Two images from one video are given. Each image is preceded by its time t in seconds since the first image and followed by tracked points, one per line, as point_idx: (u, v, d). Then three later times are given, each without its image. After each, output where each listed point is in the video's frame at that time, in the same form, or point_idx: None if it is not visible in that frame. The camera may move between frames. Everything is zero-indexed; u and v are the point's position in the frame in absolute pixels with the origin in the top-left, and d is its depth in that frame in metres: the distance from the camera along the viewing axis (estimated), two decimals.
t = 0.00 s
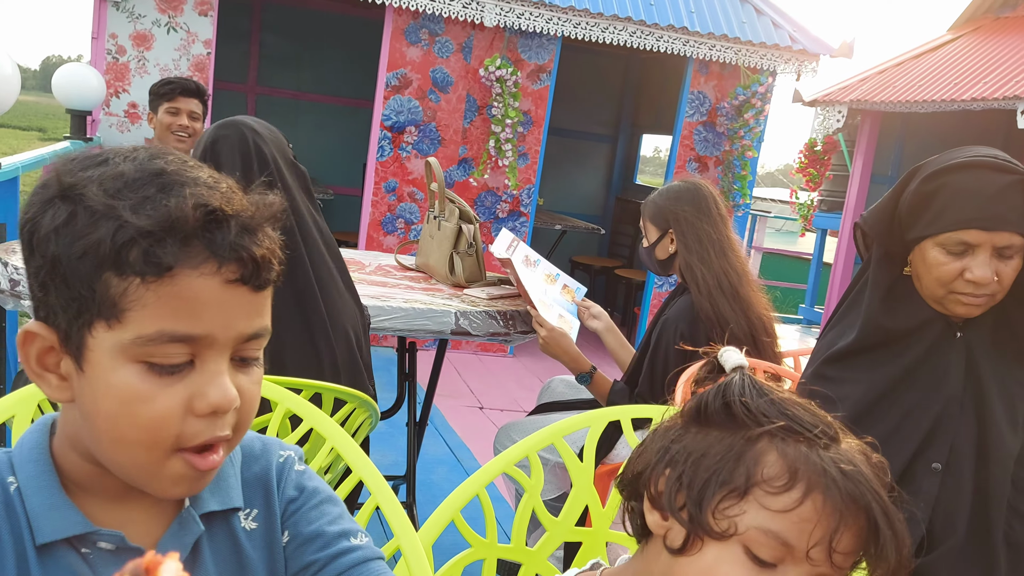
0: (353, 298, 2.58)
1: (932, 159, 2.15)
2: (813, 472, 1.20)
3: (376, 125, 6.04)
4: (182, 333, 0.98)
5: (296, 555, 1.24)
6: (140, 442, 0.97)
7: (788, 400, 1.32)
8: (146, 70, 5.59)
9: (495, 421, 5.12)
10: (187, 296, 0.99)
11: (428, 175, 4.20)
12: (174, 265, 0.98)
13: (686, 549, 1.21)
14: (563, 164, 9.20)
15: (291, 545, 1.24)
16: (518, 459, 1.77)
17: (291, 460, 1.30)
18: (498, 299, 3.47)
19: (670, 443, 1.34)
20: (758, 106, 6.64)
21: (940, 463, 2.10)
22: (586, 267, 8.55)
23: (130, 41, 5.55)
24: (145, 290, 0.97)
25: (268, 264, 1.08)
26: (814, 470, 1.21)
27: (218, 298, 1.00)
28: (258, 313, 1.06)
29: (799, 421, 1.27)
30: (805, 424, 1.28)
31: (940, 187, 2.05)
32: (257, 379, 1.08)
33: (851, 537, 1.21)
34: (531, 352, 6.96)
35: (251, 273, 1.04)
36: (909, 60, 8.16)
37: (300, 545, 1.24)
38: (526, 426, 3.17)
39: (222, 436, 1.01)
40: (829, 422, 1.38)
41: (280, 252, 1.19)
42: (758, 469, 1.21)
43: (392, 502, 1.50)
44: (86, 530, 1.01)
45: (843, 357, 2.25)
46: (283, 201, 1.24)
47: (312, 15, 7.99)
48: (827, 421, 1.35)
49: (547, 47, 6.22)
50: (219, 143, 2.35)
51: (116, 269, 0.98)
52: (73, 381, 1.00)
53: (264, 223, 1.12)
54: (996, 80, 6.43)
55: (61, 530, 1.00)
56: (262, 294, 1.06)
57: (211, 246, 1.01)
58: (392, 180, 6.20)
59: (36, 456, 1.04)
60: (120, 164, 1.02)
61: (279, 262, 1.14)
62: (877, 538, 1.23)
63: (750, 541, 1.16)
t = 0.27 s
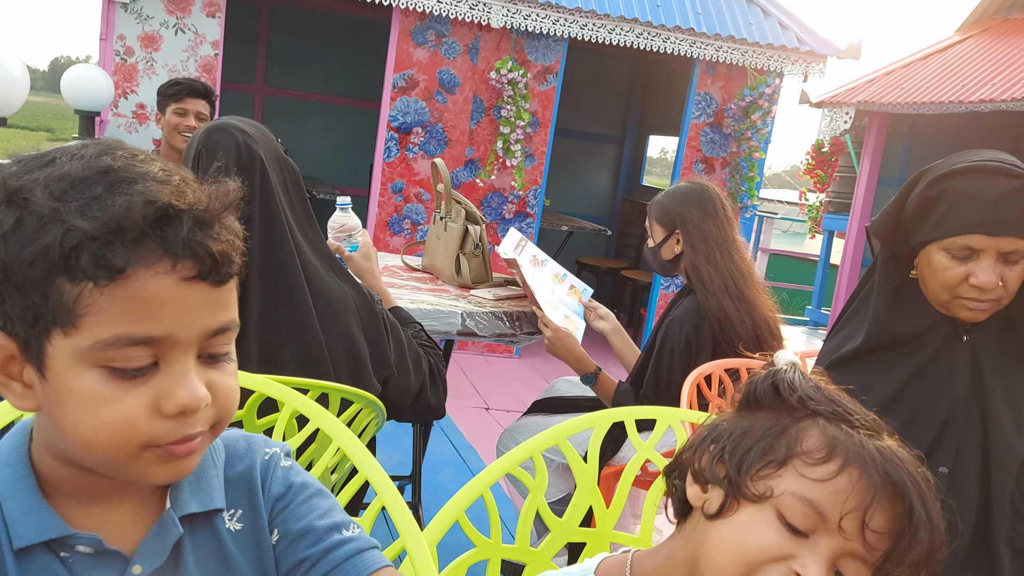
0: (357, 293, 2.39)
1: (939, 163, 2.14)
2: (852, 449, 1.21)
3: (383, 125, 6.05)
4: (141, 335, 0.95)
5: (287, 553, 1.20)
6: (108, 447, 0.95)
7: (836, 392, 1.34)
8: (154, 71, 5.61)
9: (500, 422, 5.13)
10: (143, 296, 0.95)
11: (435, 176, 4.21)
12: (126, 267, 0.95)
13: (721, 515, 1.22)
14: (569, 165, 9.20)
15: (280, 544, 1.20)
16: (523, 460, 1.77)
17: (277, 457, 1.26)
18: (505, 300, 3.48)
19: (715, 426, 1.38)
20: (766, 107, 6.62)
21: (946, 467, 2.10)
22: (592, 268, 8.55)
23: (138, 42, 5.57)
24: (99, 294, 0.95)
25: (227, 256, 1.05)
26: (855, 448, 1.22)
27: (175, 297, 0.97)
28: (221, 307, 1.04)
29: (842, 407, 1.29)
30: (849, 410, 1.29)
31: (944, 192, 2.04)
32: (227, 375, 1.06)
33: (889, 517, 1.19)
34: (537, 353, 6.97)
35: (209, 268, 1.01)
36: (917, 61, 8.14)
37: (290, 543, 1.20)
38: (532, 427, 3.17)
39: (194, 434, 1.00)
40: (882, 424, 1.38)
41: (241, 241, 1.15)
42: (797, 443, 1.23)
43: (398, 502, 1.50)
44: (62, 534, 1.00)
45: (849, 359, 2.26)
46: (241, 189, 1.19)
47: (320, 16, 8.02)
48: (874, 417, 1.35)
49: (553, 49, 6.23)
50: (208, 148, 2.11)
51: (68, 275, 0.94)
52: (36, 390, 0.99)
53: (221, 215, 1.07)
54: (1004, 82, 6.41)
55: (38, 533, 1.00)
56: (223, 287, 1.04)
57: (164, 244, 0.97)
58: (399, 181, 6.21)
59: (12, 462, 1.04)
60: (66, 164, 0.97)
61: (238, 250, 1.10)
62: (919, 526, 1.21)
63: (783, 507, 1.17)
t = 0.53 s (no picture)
0: (358, 303, 2.32)
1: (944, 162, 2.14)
2: (745, 386, 1.23)
3: (386, 127, 6.07)
4: (114, 334, 0.94)
5: (290, 556, 1.20)
6: (90, 452, 0.94)
7: (724, 342, 1.37)
8: (158, 74, 5.64)
9: (505, 424, 5.13)
10: (114, 296, 0.95)
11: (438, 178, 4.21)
12: (95, 268, 0.94)
13: (641, 481, 1.23)
14: (573, 166, 9.20)
15: (281, 549, 1.20)
16: (527, 461, 1.77)
17: (277, 459, 1.26)
18: (509, 301, 3.49)
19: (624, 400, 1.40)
20: (770, 107, 6.63)
21: (951, 467, 2.09)
22: (596, 269, 8.55)
23: (142, 46, 5.60)
24: (69, 296, 0.94)
25: (201, 252, 1.04)
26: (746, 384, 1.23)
27: (147, 295, 0.96)
28: (199, 304, 1.03)
29: (727, 350, 1.32)
30: (733, 351, 1.32)
31: (948, 191, 2.05)
32: (212, 376, 1.05)
33: (793, 442, 1.20)
34: (541, 354, 6.97)
35: (182, 266, 1.00)
36: (921, 60, 8.12)
37: (292, 547, 1.20)
38: (536, 428, 3.17)
39: (178, 436, 0.98)
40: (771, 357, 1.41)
41: (220, 238, 1.15)
42: (695, 397, 1.25)
43: (403, 506, 1.50)
44: (61, 540, 1.01)
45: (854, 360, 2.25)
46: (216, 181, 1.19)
47: (324, 19, 8.05)
48: (767, 355, 1.38)
49: (557, 50, 6.23)
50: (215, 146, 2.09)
51: (40, 279, 0.94)
52: (21, 395, 0.98)
53: (194, 210, 1.07)
54: (1009, 80, 6.40)
55: (36, 540, 1.00)
56: (199, 285, 1.03)
57: (132, 241, 0.97)
58: (403, 183, 6.22)
59: (11, 469, 1.05)
60: (40, 167, 0.97)
61: (216, 247, 1.09)
62: (825, 443, 1.22)
63: (692, 457, 1.18)
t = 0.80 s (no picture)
0: (358, 312, 2.24)
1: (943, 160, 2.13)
2: (575, 332, 1.36)
3: (387, 131, 6.08)
4: (90, 325, 0.97)
5: (294, 560, 1.20)
6: (72, 447, 0.95)
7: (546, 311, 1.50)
8: (160, 80, 5.65)
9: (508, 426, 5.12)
10: (91, 287, 0.98)
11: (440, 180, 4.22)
12: (73, 258, 0.98)
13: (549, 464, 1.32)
14: (574, 168, 9.20)
15: (285, 553, 1.20)
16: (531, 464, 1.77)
17: (280, 463, 1.26)
18: (511, 303, 3.49)
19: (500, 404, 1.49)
20: (771, 108, 6.63)
21: (955, 467, 2.08)
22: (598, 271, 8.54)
23: (144, 52, 5.61)
24: (50, 287, 0.98)
25: (188, 249, 1.06)
26: (574, 331, 1.36)
27: (123, 287, 0.99)
28: (182, 301, 1.04)
29: (546, 314, 1.46)
30: (552, 310, 1.46)
31: (945, 190, 2.04)
32: (200, 379, 1.04)
33: (639, 350, 1.33)
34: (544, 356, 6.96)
35: (164, 262, 1.02)
36: (923, 59, 8.11)
37: (296, 550, 1.20)
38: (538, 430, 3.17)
39: (156, 435, 0.98)
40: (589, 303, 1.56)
41: (220, 242, 1.18)
42: (544, 366, 1.36)
43: (408, 509, 1.50)
44: (63, 545, 1.02)
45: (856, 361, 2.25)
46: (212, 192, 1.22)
47: (325, 23, 8.06)
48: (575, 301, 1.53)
49: (557, 52, 6.23)
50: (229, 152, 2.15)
51: (26, 272, 0.99)
52: (16, 392, 1.02)
53: (182, 208, 1.10)
54: (1010, 79, 6.39)
55: (40, 544, 1.01)
56: (184, 282, 1.04)
57: (111, 234, 1.00)
58: (405, 186, 6.23)
59: (15, 474, 1.07)
60: (39, 167, 1.05)
61: (208, 247, 1.11)
62: (660, 340, 1.34)
63: (570, 412, 1.29)
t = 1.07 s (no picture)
0: (359, 313, 2.25)
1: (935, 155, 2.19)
2: (631, 356, 1.29)
3: (388, 133, 6.08)
4: (86, 326, 0.97)
5: (288, 560, 1.20)
6: (62, 444, 0.96)
7: (591, 320, 1.43)
8: (160, 83, 5.66)
9: (509, 428, 5.12)
10: (87, 286, 0.98)
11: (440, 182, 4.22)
12: (69, 257, 0.98)
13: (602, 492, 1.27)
14: (574, 170, 9.21)
15: (280, 553, 1.20)
16: (530, 464, 1.78)
17: (275, 463, 1.26)
18: (511, 305, 3.49)
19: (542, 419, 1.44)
20: (771, 108, 6.62)
21: (956, 466, 2.08)
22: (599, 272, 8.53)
23: (144, 55, 5.62)
24: (47, 286, 0.98)
25: (183, 249, 1.06)
26: (629, 353, 1.29)
27: (119, 286, 0.99)
28: (177, 301, 1.04)
29: (593, 328, 1.38)
30: (599, 325, 1.38)
31: (942, 177, 2.08)
32: (194, 379, 1.05)
33: (697, 374, 1.27)
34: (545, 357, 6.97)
35: (159, 261, 1.02)
36: (922, 59, 8.11)
37: (290, 550, 1.20)
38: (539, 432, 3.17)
39: (149, 433, 0.99)
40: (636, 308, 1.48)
41: (214, 243, 1.17)
42: (596, 389, 1.30)
43: (407, 510, 1.50)
44: (58, 548, 1.02)
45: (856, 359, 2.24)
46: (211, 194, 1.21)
47: (324, 26, 8.07)
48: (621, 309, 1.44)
49: (557, 53, 6.24)
50: (256, 147, 2.16)
51: (23, 271, 0.99)
52: (12, 391, 1.02)
53: (179, 209, 1.10)
54: (1010, 78, 6.39)
55: (36, 548, 1.02)
56: (179, 282, 1.05)
57: (108, 233, 1.00)
58: (405, 188, 6.24)
59: (11, 475, 1.07)
60: (38, 168, 1.05)
61: (203, 248, 1.11)
62: (717, 361, 1.29)
63: (627, 443, 1.24)
